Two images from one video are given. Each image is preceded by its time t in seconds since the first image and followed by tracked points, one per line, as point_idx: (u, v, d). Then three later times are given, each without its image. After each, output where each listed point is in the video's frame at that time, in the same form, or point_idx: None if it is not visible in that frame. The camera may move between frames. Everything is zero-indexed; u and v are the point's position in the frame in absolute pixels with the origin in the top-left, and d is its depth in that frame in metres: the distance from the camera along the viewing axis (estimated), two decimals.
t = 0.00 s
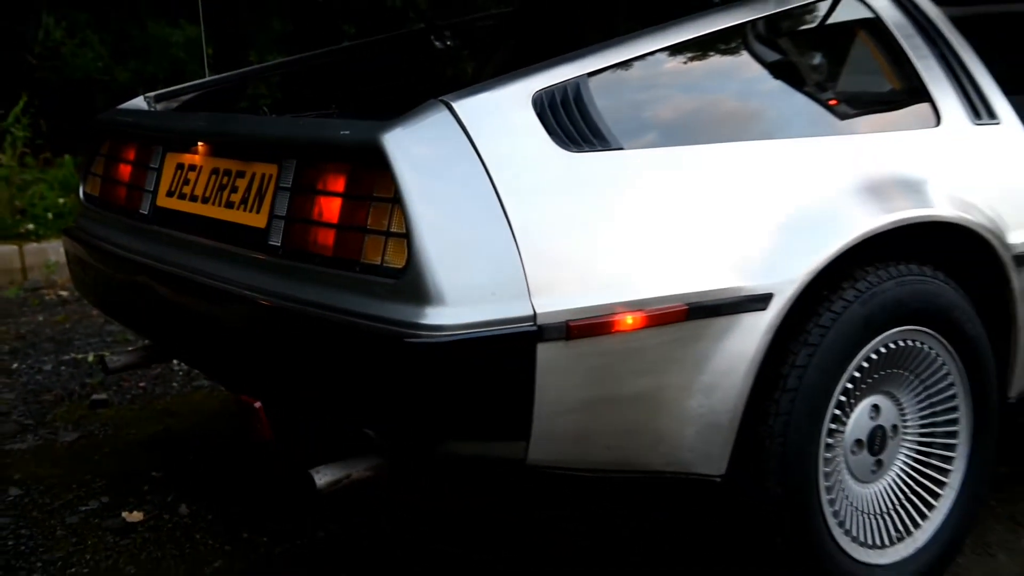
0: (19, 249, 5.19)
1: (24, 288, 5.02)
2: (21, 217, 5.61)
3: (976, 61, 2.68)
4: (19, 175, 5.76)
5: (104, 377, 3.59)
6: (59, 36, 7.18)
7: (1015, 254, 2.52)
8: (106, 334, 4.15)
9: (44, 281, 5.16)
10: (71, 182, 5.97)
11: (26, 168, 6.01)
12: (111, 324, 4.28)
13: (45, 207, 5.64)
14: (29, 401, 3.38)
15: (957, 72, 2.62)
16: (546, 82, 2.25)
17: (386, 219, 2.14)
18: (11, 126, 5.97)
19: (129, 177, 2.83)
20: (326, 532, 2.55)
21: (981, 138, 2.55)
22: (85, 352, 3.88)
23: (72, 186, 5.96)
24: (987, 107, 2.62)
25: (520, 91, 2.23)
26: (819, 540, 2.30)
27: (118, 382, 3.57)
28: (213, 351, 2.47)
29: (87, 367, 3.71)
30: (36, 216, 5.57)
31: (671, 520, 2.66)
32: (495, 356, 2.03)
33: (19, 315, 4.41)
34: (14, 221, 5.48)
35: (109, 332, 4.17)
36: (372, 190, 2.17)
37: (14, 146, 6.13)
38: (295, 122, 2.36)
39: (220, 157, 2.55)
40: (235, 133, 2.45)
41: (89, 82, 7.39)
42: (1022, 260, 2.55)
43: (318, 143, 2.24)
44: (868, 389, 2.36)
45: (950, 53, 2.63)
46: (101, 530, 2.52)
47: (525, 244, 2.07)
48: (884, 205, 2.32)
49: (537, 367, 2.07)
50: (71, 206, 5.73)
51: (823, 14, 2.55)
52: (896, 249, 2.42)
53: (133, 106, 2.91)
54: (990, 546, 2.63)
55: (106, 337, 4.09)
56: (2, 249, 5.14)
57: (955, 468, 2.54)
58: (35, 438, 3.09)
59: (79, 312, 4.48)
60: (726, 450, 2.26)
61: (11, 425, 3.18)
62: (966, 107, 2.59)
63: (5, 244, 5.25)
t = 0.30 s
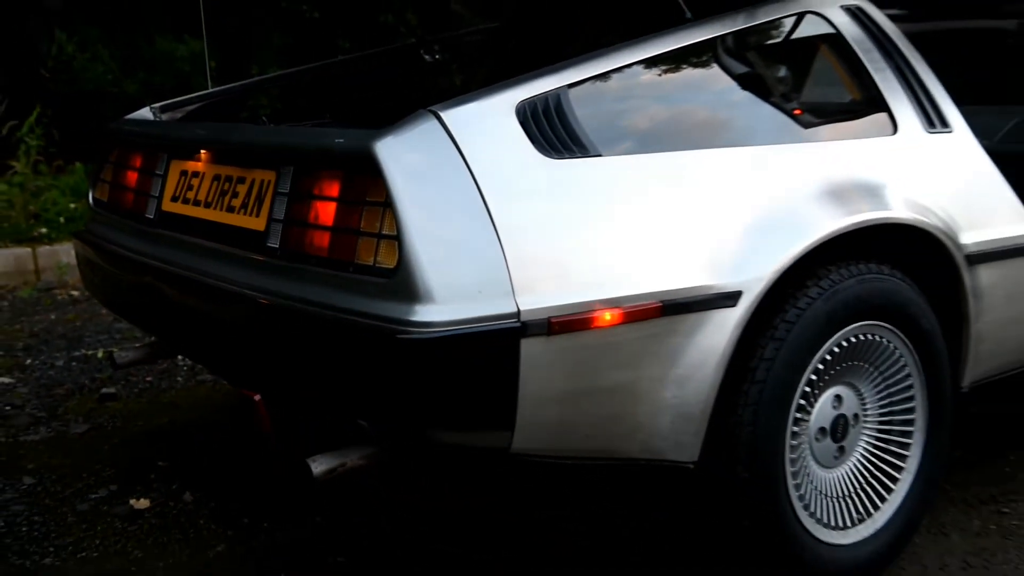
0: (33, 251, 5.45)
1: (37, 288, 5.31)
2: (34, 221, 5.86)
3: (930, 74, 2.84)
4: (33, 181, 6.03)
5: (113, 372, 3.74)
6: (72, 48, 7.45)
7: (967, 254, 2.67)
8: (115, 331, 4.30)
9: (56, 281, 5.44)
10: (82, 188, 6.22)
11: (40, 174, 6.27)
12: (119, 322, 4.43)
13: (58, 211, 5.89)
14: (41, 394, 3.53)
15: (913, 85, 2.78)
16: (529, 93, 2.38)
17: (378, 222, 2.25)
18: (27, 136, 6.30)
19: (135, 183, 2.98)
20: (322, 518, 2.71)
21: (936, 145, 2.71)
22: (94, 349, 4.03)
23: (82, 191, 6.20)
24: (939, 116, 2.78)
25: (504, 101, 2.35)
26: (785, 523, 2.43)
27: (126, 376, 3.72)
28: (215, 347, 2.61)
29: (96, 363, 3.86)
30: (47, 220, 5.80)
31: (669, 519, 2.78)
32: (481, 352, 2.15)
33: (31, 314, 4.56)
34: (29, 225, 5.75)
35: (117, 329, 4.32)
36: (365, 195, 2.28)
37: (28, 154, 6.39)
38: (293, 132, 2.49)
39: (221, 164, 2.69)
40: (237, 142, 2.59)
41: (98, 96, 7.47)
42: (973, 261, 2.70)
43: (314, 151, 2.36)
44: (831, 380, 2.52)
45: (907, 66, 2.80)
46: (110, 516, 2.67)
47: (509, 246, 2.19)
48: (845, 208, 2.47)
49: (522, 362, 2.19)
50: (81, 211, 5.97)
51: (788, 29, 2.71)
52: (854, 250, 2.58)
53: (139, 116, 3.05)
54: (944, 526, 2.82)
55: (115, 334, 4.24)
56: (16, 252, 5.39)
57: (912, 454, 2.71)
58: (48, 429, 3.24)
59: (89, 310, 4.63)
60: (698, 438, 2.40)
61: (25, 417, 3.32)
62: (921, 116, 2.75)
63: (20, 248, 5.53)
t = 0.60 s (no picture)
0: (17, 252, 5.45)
1: (20, 288, 5.34)
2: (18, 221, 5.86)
3: (900, 75, 2.91)
4: (16, 181, 6.03)
5: (97, 370, 3.75)
6: (56, 51, 7.36)
7: (936, 250, 2.73)
8: (99, 330, 4.31)
9: (40, 282, 5.47)
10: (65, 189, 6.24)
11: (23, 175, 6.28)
12: (103, 321, 4.45)
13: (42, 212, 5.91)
14: (25, 393, 3.54)
15: (884, 86, 2.84)
16: (508, 94, 2.41)
17: (359, 221, 2.28)
18: (10, 137, 6.28)
19: (119, 183, 3.00)
20: (305, 513, 2.75)
21: (906, 144, 2.77)
22: (78, 347, 4.04)
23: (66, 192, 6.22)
24: (909, 116, 2.84)
25: (484, 101, 2.39)
26: (761, 516, 2.48)
27: (110, 375, 3.74)
28: (199, 345, 2.64)
29: (80, 361, 3.87)
30: (32, 220, 5.82)
31: (661, 518, 2.79)
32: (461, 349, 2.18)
33: (14, 313, 4.57)
34: (13, 225, 5.76)
35: (101, 328, 4.34)
36: (346, 194, 2.31)
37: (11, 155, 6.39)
38: (274, 132, 2.51)
39: (204, 164, 2.71)
40: (219, 142, 2.61)
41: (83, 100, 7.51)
42: (942, 257, 2.75)
43: (296, 151, 2.39)
44: (805, 374, 2.58)
45: (877, 67, 2.86)
46: (95, 514, 2.69)
47: (489, 244, 2.22)
48: (817, 205, 2.53)
49: (502, 358, 2.22)
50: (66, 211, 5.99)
51: (762, 31, 2.76)
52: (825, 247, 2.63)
53: (123, 116, 3.08)
54: (916, 516, 2.88)
55: (99, 333, 4.26)
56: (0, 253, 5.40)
57: (884, 446, 2.76)
58: (32, 428, 3.25)
59: (73, 310, 4.64)
60: (675, 432, 2.44)
61: (9, 416, 3.34)
62: (891, 115, 2.81)
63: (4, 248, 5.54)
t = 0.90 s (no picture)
0: (10, 252, 5.49)
1: (14, 288, 5.38)
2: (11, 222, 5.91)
3: (872, 78, 2.98)
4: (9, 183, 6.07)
5: (89, 368, 3.81)
6: (45, 55, 7.37)
7: (907, 249, 2.80)
8: (91, 328, 4.36)
9: (33, 282, 5.51)
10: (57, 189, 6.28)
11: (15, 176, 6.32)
12: (95, 320, 4.49)
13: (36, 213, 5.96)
14: (18, 391, 3.59)
15: (855, 89, 2.92)
16: (491, 97, 2.47)
17: (345, 221, 2.34)
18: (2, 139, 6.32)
19: (109, 185, 3.05)
20: (294, 508, 2.81)
21: (878, 146, 2.84)
22: (71, 346, 4.09)
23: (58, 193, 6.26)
24: (880, 118, 2.92)
25: (467, 104, 2.44)
26: (737, 507, 2.55)
27: (102, 372, 3.79)
28: (190, 343, 2.69)
29: (72, 359, 3.92)
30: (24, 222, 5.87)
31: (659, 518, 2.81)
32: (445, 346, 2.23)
33: (7, 313, 4.61)
34: (6, 226, 5.81)
35: (94, 327, 4.39)
36: (332, 195, 2.36)
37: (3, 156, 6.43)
38: (262, 134, 2.57)
39: (192, 165, 2.76)
40: (208, 144, 2.66)
41: (74, 103, 7.53)
42: (913, 255, 2.82)
43: (284, 153, 2.44)
44: (780, 369, 2.65)
45: (849, 71, 2.95)
46: (88, 509, 2.75)
47: (473, 243, 2.28)
48: (792, 205, 2.60)
49: (485, 355, 2.28)
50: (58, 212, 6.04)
51: (738, 35, 2.83)
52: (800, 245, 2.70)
53: (113, 119, 3.12)
54: (887, 506, 2.96)
55: (91, 332, 4.31)
56: None
57: (858, 438, 2.84)
58: (26, 425, 3.30)
59: (65, 309, 4.69)
60: (654, 426, 2.50)
61: (2, 413, 3.39)
62: (863, 117, 2.89)
63: None
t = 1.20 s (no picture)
0: (10, 252, 5.57)
1: (14, 288, 5.45)
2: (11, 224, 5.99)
3: (847, 83, 3.08)
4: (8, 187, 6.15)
5: (88, 366, 3.87)
6: (45, 61, 7.58)
7: (882, 248, 2.89)
8: (89, 327, 4.43)
9: (33, 282, 5.59)
10: (56, 193, 6.36)
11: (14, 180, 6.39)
12: (93, 319, 4.56)
13: (35, 216, 6.04)
14: (19, 388, 3.66)
15: (831, 93, 3.01)
16: (478, 101, 2.54)
17: (337, 222, 2.40)
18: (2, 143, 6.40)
19: (106, 186, 3.12)
20: (289, 501, 2.88)
21: (854, 148, 2.93)
22: (70, 344, 4.16)
23: (56, 196, 6.34)
24: (855, 121, 3.01)
25: (455, 108, 2.51)
26: (718, 499, 2.63)
27: (100, 370, 3.86)
28: (186, 341, 2.76)
29: (71, 357, 3.99)
30: (24, 224, 5.95)
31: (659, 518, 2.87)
32: (434, 344, 2.30)
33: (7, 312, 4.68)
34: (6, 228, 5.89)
35: (92, 325, 4.46)
36: (324, 197, 2.43)
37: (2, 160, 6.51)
38: (256, 138, 2.64)
39: (187, 168, 2.83)
40: (203, 147, 2.73)
41: (72, 103, 7.76)
42: (886, 253, 2.90)
43: (277, 156, 2.51)
44: (759, 364, 2.73)
45: (825, 75, 3.04)
46: (86, 503, 2.82)
47: (460, 243, 2.35)
48: (771, 205, 2.68)
49: (473, 352, 2.35)
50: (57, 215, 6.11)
51: (717, 41, 2.91)
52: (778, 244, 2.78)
53: (110, 122, 3.19)
54: (863, 496, 3.06)
55: (90, 330, 4.38)
56: None
57: (835, 431, 2.92)
58: (26, 421, 3.37)
59: (64, 308, 4.76)
60: (638, 420, 2.58)
61: (3, 410, 3.45)
62: (838, 121, 2.98)
63: None
